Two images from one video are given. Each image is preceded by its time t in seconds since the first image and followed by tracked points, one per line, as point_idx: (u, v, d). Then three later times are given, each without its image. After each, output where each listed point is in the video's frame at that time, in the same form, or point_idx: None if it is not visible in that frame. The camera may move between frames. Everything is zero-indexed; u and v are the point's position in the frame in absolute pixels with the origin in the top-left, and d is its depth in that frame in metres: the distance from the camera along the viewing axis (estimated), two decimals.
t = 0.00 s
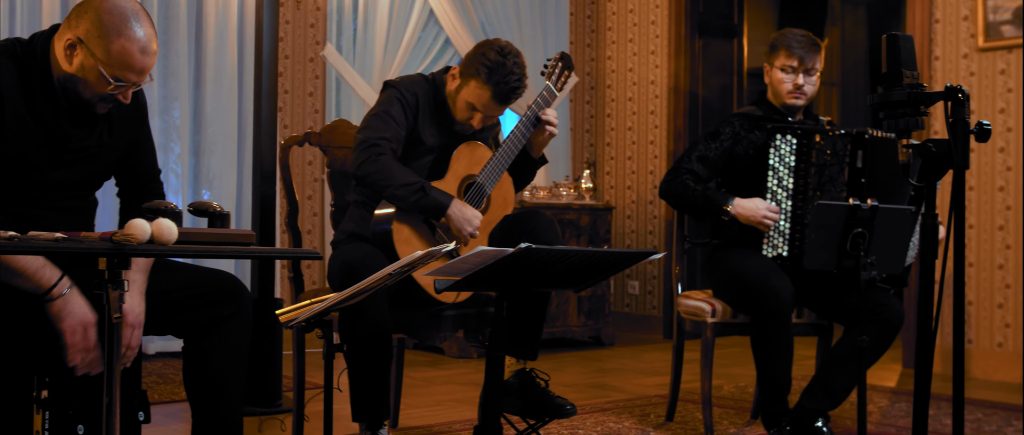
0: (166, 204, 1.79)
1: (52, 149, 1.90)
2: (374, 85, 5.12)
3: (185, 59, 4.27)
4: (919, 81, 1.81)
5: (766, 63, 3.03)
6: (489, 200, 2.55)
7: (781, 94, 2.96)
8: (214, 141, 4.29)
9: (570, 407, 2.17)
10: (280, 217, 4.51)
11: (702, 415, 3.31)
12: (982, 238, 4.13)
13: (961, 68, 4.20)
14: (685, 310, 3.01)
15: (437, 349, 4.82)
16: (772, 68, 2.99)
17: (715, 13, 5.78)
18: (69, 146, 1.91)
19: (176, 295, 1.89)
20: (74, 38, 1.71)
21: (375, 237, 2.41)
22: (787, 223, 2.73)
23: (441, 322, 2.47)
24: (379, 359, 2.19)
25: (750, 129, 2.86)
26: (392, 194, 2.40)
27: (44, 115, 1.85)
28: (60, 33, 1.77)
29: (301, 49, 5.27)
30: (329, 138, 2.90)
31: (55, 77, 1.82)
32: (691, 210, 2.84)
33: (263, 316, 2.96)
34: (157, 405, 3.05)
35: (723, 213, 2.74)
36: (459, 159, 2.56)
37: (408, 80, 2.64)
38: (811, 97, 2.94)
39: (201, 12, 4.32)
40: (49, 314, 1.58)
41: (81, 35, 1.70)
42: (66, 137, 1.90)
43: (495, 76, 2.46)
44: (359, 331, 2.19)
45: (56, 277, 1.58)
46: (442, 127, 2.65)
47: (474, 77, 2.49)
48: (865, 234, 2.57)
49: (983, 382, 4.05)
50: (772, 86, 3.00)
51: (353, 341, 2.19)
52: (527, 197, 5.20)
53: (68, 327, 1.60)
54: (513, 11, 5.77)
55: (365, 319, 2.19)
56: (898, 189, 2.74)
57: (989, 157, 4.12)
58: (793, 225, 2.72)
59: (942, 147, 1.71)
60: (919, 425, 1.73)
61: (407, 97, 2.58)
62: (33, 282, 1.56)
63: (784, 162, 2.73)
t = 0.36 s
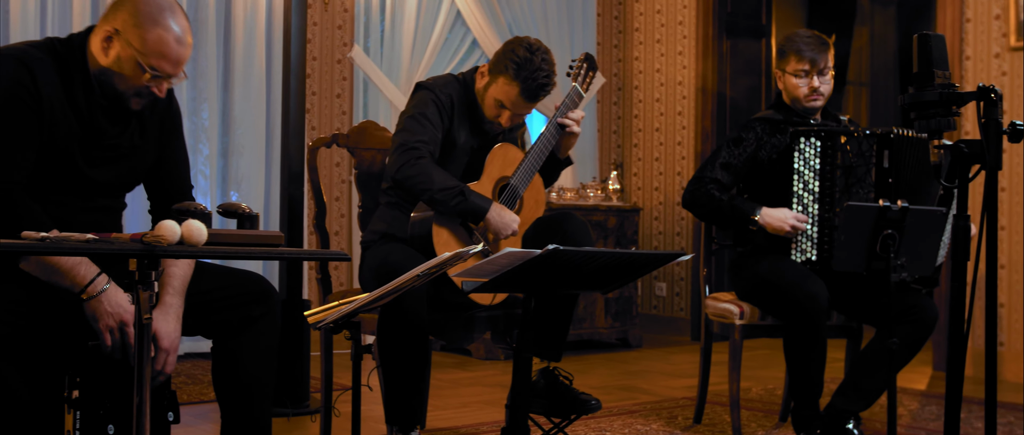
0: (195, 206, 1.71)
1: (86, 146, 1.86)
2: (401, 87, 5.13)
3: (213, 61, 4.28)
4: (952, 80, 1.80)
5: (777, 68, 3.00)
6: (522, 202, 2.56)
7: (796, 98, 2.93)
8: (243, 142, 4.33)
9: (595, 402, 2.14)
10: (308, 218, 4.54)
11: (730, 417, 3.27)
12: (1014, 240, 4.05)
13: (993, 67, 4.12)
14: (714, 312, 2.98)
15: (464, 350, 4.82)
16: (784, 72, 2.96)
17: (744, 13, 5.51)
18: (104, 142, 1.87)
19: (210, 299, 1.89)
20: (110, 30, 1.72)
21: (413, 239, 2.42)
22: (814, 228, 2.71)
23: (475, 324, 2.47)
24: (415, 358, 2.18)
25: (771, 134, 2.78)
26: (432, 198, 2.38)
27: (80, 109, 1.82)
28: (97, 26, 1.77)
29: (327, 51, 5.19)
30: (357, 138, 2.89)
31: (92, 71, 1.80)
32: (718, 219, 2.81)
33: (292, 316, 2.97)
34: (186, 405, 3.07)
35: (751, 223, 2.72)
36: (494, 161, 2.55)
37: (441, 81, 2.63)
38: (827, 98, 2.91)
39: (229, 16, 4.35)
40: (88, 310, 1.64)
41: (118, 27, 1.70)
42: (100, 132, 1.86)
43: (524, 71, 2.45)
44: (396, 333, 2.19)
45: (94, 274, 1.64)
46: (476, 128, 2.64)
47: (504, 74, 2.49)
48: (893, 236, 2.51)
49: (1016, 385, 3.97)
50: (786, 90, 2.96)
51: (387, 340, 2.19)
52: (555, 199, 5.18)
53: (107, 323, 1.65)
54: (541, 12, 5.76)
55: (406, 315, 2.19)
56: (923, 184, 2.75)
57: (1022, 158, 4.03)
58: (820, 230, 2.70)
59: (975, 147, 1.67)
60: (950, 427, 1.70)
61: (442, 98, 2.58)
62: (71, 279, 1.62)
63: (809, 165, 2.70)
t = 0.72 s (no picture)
0: (224, 206, 1.68)
1: (131, 148, 1.83)
2: (429, 88, 5.12)
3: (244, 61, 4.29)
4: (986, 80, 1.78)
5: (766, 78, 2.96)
6: (549, 201, 2.54)
7: (788, 107, 2.88)
8: (272, 142, 4.35)
9: (624, 406, 2.12)
10: (337, 219, 4.56)
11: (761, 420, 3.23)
12: None
13: None
14: (743, 314, 2.96)
15: (491, 352, 4.80)
16: (774, 83, 2.93)
17: (773, 12, 5.69)
18: (148, 146, 1.83)
19: (240, 300, 1.89)
20: (168, 38, 1.69)
21: (441, 240, 2.40)
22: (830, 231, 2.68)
23: (504, 326, 2.47)
24: (441, 359, 2.17)
25: (771, 143, 2.81)
26: (460, 199, 2.37)
27: (124, 111, 1.79)
28: (154, 32, 1.75)
29: (356, 52, 5.15)
30: (387, 139, 2.89)
31: (142, 78, 1.77)
32: (734, 238, 2.77)
33: (321, 317, 2.98)
34: (215, 405, 3.09)
35: (773, 238, 2.68)
36: (521, 161, 2.54)
37: (467, 81, 2.62)
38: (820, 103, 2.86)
39: (258, 16, 4.37)
40: (99, 320, 1.61)
41: (177, 35, 1.68)
42: (146, 136, 1.83)
43: (549, 69, 2.43)
44: (425, 335, 2.18)
45: (111, 284, 1.62)
46: (501, 129, 2.63)
47: (529, 72, 2.47)
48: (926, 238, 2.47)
49: None
50: (778, 100, 2.92)
51: (415, 342, 2.18)
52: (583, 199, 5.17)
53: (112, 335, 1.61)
54: (570, 12, 5.73)
55: (434, 316, 2.17)
56: (934, 174, 2.64)
57: None
58: (837, 234, 2.67)
59: (1010, 148, 1.63)
60: (988, 432, 1.65)
61: (468, 98, 2.56)
62: (87, 285, 1.60)
63: (812, 168, 2.69)
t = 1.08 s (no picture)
0: (253, 207, 1.69)
1: (160, 146, 1.84)
2: (458, 89, 5.14)
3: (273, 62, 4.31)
4: None
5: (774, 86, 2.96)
6: (576, 203, 2.52)
7: (800, 110, 2.87)
8: (300, 142, 4.37)
9: (655, 412, 2.07)
10: (366, 220, 4.57)
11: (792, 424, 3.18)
12: None
13: None
14: (774, 317, 2.91)
15: (520, 353, 4.79)
16: (782, 89, 2.93)
17: (807, 12, 5.64)
18: (176, 143, 1.85)
19: (266, 301, 1.89)
20: (192, 33, 1.70)
21: (460, 241, 2.40)
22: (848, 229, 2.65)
23: (529, 327, 2.44)
24: (466, 361, 2.16)
25: (784, 148, 2.80)
26: (476, 200, 2.36)
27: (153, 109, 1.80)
28: (177, 30, 1.76)
29: (384, 53, 5.06)
30: (415, 142, 2.89)
31: (170, 77, 1.79)
32: (746, 245, 2.78)
33: (349, 317, 2.98)
34: (243, 405, 3.11)
35: (781, 242, 2.69)
36: (545, 163, 2.52)
37: (496, 85, 2.61)
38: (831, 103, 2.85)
39: (287, 18, 4.37)
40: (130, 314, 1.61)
41: (199, 30, 1.69)
42: (173, 133, 1.84)
43: (583, 82, 2.41)
44: (448, 338, 2.17)
45: (136, 277, 1.61)
46: (530, 134, 2.61)
47: (563, 83, 2.45)
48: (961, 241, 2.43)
49: None
50: (788, 106, 2.92)
51: (440, 344, 2.17)
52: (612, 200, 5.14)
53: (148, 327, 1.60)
54: (599, 12, 5.70)
55: (454, 320, 2.17)
56: (951, 167, 2.61)
57: None
58: (855, 231, 2.64)
59: None
60: None
61: (495, 102, 2.56)
62: (115, 279, 1.60)
63: (827, 170, 2.66)
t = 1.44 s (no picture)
0: (281, 209, 1.70)
1: (189, 146, 1.86)
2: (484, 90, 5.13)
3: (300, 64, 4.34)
4: None
5: (813, 85, 2.96)
6: (604, 204, 2.51)
7: (838, 112, 2.87)
8: (327, 144, 4.39)
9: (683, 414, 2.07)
10: (393, 221, 4.59)
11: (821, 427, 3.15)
12: None
13: None
14: (801, 318, 2.88)
15: (546, 354, 4.78)
16: (822, 89, 2.92)
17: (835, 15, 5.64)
18: (205, 143, 1.87)
19: (296, 302, 1.90)
20: (217, 32, 1.73)
21: (493, 241, 2.39)
22: (877, 227, 2.62)
23: (557, 328, 2.47)
24: (494, 363, 2.16)
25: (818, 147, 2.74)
26: (509, 199, 2.35)
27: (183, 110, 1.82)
28: (202, 31, 1.79)
29: (411, 54, 5.10)
30: (443, 142, 2.89)
31: (198, 77, 1.82)
32: (775, 245, 2.75)
33: (376, 318, 3.00)
34: (272, 406, 3.13)
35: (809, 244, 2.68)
36: (575, 163, 2.51)
37: (524, 85, 2.60)
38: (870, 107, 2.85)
39: (314, 20, 4.40)
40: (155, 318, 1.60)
41: (224, 29, 1.71)
42: (202, 133, 1.86)
43: (608, 67, 2.41)
44: (476, 339, 2.16)
45: (158, 281, 1.61)
46: (559, 129, 2.61)
47: (588, 71, 2.44)
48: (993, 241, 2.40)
49: None
50: (827, 106, 2.92)
51: (470, 346, 2.16)
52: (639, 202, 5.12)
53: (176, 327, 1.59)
54: (625, 12, 5.68)
55: (486, 322, 2.17)
56: (991, 168, 2.61)
57: None
58: (885, 230, 2.61)
59: None
60: None
61: (524, 102, 2.55)
62: (138, 283, 1.60)
63: (860, 168, 2.64)
